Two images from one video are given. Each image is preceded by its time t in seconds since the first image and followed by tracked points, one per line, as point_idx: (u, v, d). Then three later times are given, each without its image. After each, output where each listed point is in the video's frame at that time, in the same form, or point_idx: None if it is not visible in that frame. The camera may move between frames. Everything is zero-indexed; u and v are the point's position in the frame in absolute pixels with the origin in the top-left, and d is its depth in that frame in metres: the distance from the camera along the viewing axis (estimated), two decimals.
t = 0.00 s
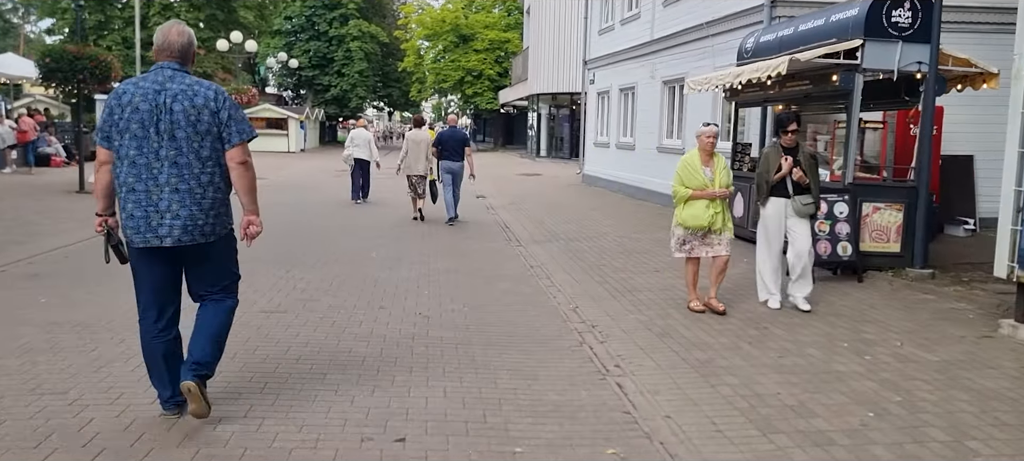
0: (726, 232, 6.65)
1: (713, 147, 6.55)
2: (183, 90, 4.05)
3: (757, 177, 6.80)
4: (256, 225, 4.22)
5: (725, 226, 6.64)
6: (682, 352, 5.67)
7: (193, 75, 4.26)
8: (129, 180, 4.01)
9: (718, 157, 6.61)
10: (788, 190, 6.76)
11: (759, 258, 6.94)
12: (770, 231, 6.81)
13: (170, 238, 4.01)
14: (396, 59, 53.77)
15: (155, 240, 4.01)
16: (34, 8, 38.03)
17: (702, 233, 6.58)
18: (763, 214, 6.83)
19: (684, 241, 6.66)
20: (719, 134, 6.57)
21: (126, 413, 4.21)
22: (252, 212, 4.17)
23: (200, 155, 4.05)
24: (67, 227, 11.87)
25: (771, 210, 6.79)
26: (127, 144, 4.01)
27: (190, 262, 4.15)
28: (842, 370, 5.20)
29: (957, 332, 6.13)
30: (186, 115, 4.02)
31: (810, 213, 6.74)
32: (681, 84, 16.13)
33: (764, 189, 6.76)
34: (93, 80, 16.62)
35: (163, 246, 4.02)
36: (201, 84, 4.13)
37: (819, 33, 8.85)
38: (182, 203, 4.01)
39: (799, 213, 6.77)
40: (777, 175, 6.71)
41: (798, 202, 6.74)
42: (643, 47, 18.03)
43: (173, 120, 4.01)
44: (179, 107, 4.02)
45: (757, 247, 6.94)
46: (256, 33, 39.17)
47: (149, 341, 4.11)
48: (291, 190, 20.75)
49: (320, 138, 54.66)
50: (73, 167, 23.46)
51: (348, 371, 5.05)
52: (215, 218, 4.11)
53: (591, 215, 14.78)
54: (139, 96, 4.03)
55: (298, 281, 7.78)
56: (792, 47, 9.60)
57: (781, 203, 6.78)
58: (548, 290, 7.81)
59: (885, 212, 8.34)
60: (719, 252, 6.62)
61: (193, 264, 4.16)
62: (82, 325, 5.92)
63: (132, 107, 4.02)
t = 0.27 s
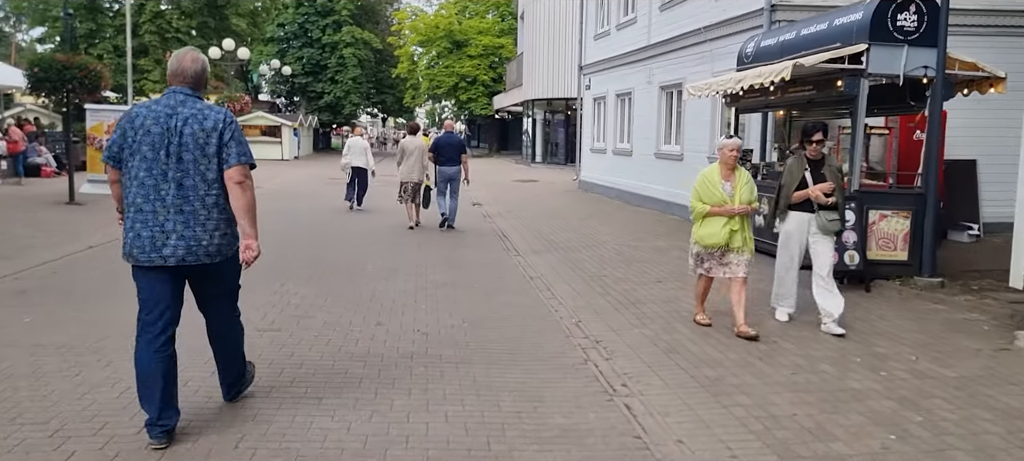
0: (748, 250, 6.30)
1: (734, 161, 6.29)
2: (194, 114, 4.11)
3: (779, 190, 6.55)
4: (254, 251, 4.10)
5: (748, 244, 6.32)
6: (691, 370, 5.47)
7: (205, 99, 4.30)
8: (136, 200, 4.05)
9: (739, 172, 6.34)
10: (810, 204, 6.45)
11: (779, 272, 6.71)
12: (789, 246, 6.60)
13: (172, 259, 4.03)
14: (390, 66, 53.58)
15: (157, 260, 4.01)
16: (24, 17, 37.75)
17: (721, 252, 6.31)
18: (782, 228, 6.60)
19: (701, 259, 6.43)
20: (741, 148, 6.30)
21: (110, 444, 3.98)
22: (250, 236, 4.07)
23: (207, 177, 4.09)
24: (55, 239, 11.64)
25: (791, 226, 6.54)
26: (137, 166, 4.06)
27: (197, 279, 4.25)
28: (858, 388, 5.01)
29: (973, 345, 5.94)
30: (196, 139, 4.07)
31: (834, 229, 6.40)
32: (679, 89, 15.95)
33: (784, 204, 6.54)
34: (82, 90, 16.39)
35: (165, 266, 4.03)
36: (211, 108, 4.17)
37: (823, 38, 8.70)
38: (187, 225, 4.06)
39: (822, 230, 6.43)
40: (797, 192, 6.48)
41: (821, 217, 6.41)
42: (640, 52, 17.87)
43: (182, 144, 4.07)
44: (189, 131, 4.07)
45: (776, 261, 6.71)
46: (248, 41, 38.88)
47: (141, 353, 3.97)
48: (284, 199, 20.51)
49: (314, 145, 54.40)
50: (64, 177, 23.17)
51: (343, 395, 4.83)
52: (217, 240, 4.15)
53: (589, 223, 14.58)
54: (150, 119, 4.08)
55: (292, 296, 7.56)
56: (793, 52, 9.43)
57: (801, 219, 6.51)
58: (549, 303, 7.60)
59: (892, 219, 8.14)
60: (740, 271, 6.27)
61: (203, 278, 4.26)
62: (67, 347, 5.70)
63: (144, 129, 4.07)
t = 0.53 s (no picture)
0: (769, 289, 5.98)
1: (757, 193, 5.93)
2: (211, 147, 4.33)
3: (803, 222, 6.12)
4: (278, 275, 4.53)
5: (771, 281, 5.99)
6: (695, 413, 5.25)
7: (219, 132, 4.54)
8: (152, 227, 4.26)
9: (763, 204, 5.98)
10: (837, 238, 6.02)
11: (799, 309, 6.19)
12: (812, 281, 6.09)
13: (185, 284, 4.23)
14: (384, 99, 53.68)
15: (172, 285, 4.22)
16: (18, 49, 37.69)
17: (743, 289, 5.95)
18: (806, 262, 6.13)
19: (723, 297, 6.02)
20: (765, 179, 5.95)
21: None
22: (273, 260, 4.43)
23: (222, 207, 4.30)
24: (39, 273, 11.38)
25: (815, 259, 6.07)
26: (154, 194, 4.27)
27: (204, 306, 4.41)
28: (870, 433, 4.79)
29: (985, 387, 5.74)
30: (212, 170, 4.29)
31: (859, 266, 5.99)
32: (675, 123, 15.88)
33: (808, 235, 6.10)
34: (72, 121, 16.20)
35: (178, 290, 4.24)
36: (227, 143, 4.41)
37: (822, 72, 8.59)
38: (201, 252, 4.24)
39: (846, 266, 6.02)
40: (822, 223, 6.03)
41: (847, 252, 5.99)
42: (636, 87, 17.83)
43: (198, 174, 4.27)
44: (205, 163, 4.29)
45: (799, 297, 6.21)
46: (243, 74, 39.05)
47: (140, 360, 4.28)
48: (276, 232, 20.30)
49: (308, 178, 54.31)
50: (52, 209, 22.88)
51: (332, 440, 4.59)
52: (228, 268, 4.35)
53: (584, 257, 14.42)
54: (167, 150, 4.30)
55: (281, 333, 7.34)
56: (792, 87, 9.31)
57: (826, 252, 6.04)
58: (547, 342, 7.39)
59: (895, 256, 8.00)
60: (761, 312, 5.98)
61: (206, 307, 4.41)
62: (43, 387, 5.45)
63: (161, 159, 4.29)
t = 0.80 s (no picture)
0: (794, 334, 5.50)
1: (779, 230, 5.46)
2: (207, 179, 4.35)
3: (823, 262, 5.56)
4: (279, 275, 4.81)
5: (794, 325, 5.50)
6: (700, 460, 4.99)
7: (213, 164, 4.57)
8: (152, 259, 4.28)
9: (785, 242, 5.51)
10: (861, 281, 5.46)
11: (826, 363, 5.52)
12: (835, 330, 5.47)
13: (187, 314, 4.29)
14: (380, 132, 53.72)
15: (175, 315, 4.28)
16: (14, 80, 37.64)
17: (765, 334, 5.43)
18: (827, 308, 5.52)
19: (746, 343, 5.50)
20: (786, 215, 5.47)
21: None
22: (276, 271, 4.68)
23: (221, 237, 4.34)
24: (23, 307, 11.09)
25: (834, 303, 5.50)
26: (152, 226, 4.29)
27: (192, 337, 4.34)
28: None
29: (1002, 432, 5.49)
30: (209, 201, 4.31)
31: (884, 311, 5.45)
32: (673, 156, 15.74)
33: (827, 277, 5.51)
34: (63, 152, 15.98)
35: (179, 319, 4.30)
36: (222, 173, 4.44)
37: (823, 104, 8.43)
38: (202, 282, 4.29)
39: (870, 312, 5.48)
40: (841, 266, 5.48)
41: (872, 296, 5.44)
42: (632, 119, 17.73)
43: (196, 206, 4.30)
44: (202, 194, 4.31)
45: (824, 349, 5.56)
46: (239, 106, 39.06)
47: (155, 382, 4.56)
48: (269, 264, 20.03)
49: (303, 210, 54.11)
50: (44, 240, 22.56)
51: None
52: (228, 296, 4.40)
53: (581, 291, 14.18)
54: (163, 182, 4.31)
55: (268, 371, 7.08)
56: (793, 120, 9.15)
57: (847, 297, 5.46)
58: (543, 382, 7.12)
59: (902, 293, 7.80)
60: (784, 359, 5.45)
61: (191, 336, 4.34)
62: (13, 430, 5.17)
63: (157, 191, 4.30)
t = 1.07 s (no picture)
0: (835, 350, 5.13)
1: (812, 237, 5.08)
2: (205, 178, 4.63)
3: (859, 275, 5.16)
4: (273, 291, 4.82)
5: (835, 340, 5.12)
6: None
7: (213, 166, 4.86)
8: (157, 259, 4.53)
9: (817, 250, 5.14)
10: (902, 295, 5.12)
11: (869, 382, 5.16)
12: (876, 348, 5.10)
13: (193, 310, 4.49)
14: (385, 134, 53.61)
15: (182, 311, 4.48)
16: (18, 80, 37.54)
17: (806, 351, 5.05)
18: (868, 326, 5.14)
19: (787, 363, 5.08)
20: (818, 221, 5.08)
21: None
22: (270, 281, 4.73)
23: (220, 233, 4.59)
24: (22, 309, 10.93)
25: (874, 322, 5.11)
26: (155, 228, 4.55)
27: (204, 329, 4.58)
28: None
29: None
30: (208, 200, 4.58)
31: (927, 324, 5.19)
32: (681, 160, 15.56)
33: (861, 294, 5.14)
34: (66, 152, 15.83)
35: (187, 316, 4.49)
36: (219, 174, 4.72)
37: (838, 107, 8.27)
38: (204, 278, 4.51)
39: (913, 326, 5.19)
40: (879, 279, 5.10)
41: (914, 309, 5.16)
42: (639, 122, 17.57)
43: (197, 205, 4.57)
44: (201, 193, 4.58)
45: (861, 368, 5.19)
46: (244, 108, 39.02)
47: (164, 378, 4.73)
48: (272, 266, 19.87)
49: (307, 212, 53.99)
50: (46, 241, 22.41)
51: None
52: (231, 290, 4.60)
53: (587, 296, 14.00)
54: (165, 185, 4.60)
55: (268, 377, 6.91)
56: (805, 123, 8.98)
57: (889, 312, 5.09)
58: (550, 390, 6.94)
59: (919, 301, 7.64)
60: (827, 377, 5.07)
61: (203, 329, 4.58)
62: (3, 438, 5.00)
63: (160, 194, 4.58)
